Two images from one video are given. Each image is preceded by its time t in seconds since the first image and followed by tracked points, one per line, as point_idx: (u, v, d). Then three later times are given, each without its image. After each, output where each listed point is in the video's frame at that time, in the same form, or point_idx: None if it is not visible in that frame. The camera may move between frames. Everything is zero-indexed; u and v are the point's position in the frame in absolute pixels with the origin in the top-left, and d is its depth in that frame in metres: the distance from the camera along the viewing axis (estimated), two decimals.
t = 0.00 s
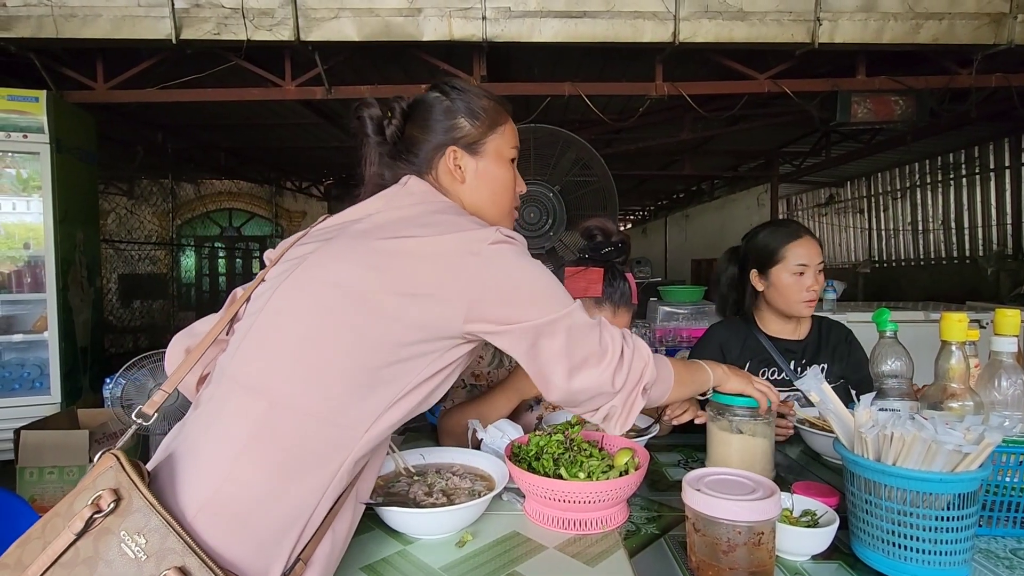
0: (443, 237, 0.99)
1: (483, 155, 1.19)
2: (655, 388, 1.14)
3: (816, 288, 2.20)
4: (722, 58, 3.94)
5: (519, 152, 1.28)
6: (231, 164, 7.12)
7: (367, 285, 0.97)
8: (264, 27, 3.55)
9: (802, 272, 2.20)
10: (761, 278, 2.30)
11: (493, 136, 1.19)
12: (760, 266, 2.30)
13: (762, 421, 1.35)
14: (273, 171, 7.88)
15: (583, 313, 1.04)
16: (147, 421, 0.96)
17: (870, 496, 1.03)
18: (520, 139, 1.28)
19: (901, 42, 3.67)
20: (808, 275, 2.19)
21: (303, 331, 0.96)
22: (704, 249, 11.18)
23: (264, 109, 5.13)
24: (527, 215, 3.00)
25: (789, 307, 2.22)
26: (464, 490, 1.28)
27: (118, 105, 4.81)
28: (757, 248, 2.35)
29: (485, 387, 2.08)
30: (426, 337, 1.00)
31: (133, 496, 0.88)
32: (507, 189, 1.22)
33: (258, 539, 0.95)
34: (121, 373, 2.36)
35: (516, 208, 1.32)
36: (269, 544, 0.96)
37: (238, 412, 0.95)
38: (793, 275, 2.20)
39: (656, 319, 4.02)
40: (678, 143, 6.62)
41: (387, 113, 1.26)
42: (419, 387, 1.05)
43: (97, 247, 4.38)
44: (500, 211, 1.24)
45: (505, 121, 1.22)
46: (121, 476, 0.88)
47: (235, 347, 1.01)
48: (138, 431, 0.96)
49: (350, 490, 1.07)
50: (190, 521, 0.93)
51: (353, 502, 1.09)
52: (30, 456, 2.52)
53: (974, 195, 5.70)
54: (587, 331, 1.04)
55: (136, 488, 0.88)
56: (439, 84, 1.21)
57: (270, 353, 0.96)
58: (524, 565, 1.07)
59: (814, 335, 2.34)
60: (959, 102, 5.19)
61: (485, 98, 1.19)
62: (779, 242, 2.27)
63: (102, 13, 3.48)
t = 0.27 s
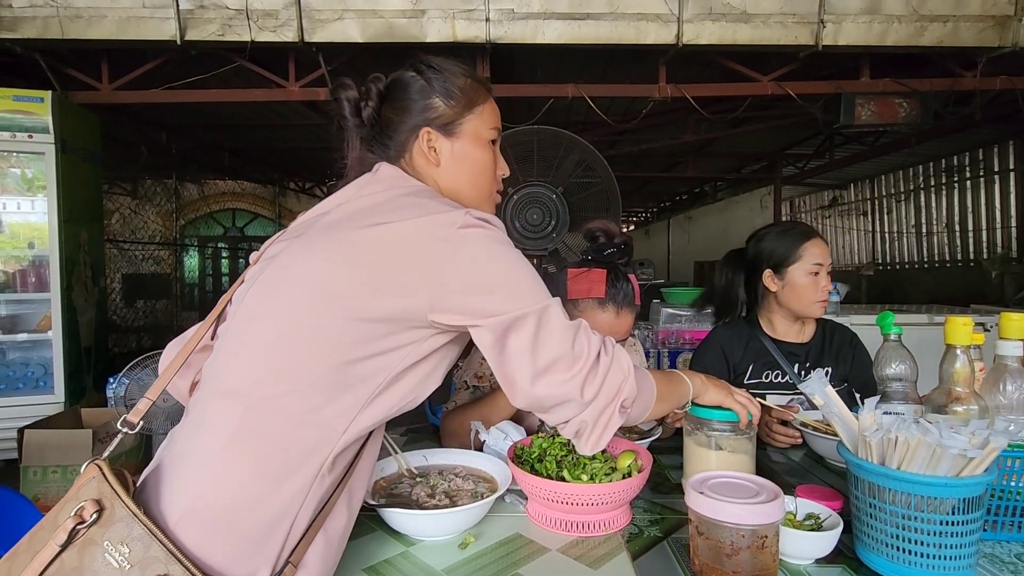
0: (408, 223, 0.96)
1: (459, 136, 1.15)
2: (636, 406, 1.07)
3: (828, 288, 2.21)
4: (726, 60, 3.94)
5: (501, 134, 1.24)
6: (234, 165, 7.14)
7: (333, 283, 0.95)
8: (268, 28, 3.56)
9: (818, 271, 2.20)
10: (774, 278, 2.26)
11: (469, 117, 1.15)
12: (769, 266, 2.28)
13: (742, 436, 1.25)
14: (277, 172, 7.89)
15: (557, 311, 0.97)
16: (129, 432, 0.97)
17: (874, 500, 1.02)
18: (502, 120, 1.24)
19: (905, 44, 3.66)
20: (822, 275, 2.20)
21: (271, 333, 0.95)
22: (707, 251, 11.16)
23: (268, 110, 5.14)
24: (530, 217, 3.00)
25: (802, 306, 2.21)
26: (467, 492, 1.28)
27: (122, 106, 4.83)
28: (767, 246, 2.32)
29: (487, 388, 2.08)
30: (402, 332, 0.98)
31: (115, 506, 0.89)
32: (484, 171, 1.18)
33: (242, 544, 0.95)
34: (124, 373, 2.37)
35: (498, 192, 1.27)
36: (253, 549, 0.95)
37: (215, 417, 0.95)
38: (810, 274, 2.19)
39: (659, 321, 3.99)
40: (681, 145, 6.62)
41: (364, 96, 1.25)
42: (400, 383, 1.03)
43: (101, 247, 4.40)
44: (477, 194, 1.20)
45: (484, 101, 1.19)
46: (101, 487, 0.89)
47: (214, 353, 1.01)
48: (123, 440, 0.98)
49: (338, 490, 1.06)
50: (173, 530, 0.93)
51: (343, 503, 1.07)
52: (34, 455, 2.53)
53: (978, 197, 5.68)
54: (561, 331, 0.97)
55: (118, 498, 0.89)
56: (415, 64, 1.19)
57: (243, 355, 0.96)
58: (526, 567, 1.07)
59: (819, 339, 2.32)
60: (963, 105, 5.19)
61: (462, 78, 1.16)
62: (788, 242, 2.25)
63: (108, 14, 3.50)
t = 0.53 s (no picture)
0: (380, 215, 0.91)
1: (440, 119, 1.10)
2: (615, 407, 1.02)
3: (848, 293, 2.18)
4: (730, 63, 3.94)
5: (486, 116, 1.18)
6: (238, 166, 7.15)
7: (309, 282, 0.91)
8: (273, 29, 3.57)
9: (838, 275, 2.16)
10: (793, 281, 2.21)
11: (451, 98, 1.10)
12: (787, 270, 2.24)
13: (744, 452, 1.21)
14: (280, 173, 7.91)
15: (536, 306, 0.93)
16: (120, 446, 1.02)
17: (881, 505, 1.02)
18: (486, 102, 1.17)
19: (910, 47, 3.65)
20: (842, 279, 2.17)
21: (251, 338, 0.93)
22: (710, 253, 11.15)
23: (273, 111, 5.16)
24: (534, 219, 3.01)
25: (821, 311, 2.16)
26: (473, 495, 1.28)
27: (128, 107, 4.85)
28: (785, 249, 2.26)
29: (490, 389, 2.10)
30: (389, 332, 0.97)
31: (112, 517, 0.90)
32: (467, 155, 1.13)
33: (242, 547, 0.94)
34: (129, 373, 2.38)
35: (481, 177, 1.22)
36: (254, 551, 0.95)
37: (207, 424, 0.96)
38: (831, 278, 2.15)
39: (662, 323, 4.00)
40: (684, 147, 6.62)
41: (342, 75, 1.19)
42: (392, 381, 1.02)
43: (106, 247, 4.41)
44: (458, 179, 1.15)
45: (466, 81, 1.13)
46: (97, 498, 0.91)
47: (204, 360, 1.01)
48: (114, 453, 1.03)
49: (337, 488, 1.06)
50: (172, 537, 0.94)
51: (345, 502, 1.07)
52: (39, 454, 2.54)
53: (983, 201, 5.66)
54: (539, 328, 0.93)
55: (116, 509, 0.90)
56: (396, 41, 1.13)
57: (227, 361, 0.95)
58: (532, 571, 1.07)
59: (833, 344, 2.31)
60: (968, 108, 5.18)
61: (444, 56, 1.10)
62: (806, 246, 2.21)
63: (114, 15, 3.51)
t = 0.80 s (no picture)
0: (365, 213, 0.91)
1: (427, 106, 1.08)
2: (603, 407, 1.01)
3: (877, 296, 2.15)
4: (734, 65, 3.94)
5: (474, 103, 1.16)
6: (243, 167, 7.18)
7: (299, 283, 0.91)
8: (278, 31, 3.58)
9: (867, 277, 2.14)
10: (822, 284, 2.18)
11: (438, 86, 1.08)
12: (816, 272, 2.21)
13: (747, 461, 1.21)
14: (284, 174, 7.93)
15: (523, 306, 0.92)
16: (125, 448, 1.04)
17: (884, 510, 1.02)
18: (473, 88, 1.15)
19: (914, 50, 3.65)
20: (871, 281, 2.14)
21: (245, 340, 0.94)
22: (713, 255, 11.14)
23: (278, 113, 5.18)
24: (537, 221, 3.02)
25: (851, 314, 2.14)
26: (476, 497, 1.29)
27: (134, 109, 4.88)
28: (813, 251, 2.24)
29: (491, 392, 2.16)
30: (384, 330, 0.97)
31: (117, 519, 0.92)
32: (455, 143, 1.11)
33: (245, 547, 0.94)
34: (134, 373, 2.39)
35: (470, 165, 1.20)
36: (257, 551, 0.95)
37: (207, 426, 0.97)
38: (860, 280, 2.13)
39: (665, 326, 3.99)
40: (688, 149, 6.62)
41: (325, 63, 1.17)
42: (388, 378, 1.02)
43: (111, 247, 4.44)
44: (447, 168, 1.13)
45: (453, 67, 1.11)
46: (103, 502, 0.93)
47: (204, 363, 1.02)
48: (120, 456, 1.05)
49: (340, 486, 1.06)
50: (176, 538, 0.95)
51: (349, 499, 1.07)
52: (45, 453, 2.56)
53: (987, 204, 5.66)
54: (526, 328, 0.92)
55: (120, 511, 0.92)
56: (380, 29, 1.12)
57: (225, 362, 0.96)
58: (535, 573, 1.08)
59: (859, 350, 2.28)
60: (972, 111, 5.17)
61: (429, 43, 1.09)
62: (836, 248, 2.18)
63: (121, 17, 3.53)
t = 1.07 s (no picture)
0: (350, 210, 0.90)
1: (421, 100, 1.05)
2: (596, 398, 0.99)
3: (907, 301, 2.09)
4: (737, 67, 3.93)
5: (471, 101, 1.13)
6: (246, 168, 7.20)
7: (289, 283, 0.92)
8: (282, 32, 3.59)
9: (896, 281, 2.08)
10: (849, 288, 2.14)
11: (434, 81, 1.04)
12: (841, 275, 2.17)
13: (748, 464, 1.21)
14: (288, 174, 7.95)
15: (511, 306, 0.91)
16: (127, 450, 1.05)
17: (888, 512, 1.02)
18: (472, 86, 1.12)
19: (919, 51, 3.64)
20: (901, 286, 2.08)
21: (237, 341, 0.95)
22: (716, 257, 11.13)
23: (281, 113, 5.19)
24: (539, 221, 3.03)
25: (879, 319, 2.08)
26: (478, 498, 1.29)
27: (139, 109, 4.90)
28: (840, 255, 2.19)
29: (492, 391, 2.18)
30: (374, 335, 0.97)
31: (116, 519, 0.92)
32: (447, 140, 1.09)
33: (242, 546, 0.94)
34: (138, 372, 2.40)
35: (461, 163, 1.18)
36: (255, 550, 0.95)
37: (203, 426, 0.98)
38: (888, 284, 2.07)
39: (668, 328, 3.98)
40: (691, 151, 6.61)
41: (323, 42, 1.13)
42: (383, 376, 1.02)
43: (115, 247, 4.45)
44: (436, 164, 1.11)
45: (452, 63, 1.07)
46: (102, 501, 0.93)
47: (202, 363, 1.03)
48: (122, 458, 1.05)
49: (339, 483, 1.05)
50: (175, 537, 0.95)
51: (349, 497, 1.06)
52: (48, 452, 2.57)
53: (992, 206, 5.64)
54: (515, 329, 0.91)
55: (119, 510, 0.92)
56: (383, 14, 1.08)
57: (219, 362, 0.97)
58: (536, 574, 1.08)
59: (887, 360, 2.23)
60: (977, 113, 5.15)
61: (431, 36, 1.05)
62: (862, 250, 2.14)
63: (126, 19, 3.55)
